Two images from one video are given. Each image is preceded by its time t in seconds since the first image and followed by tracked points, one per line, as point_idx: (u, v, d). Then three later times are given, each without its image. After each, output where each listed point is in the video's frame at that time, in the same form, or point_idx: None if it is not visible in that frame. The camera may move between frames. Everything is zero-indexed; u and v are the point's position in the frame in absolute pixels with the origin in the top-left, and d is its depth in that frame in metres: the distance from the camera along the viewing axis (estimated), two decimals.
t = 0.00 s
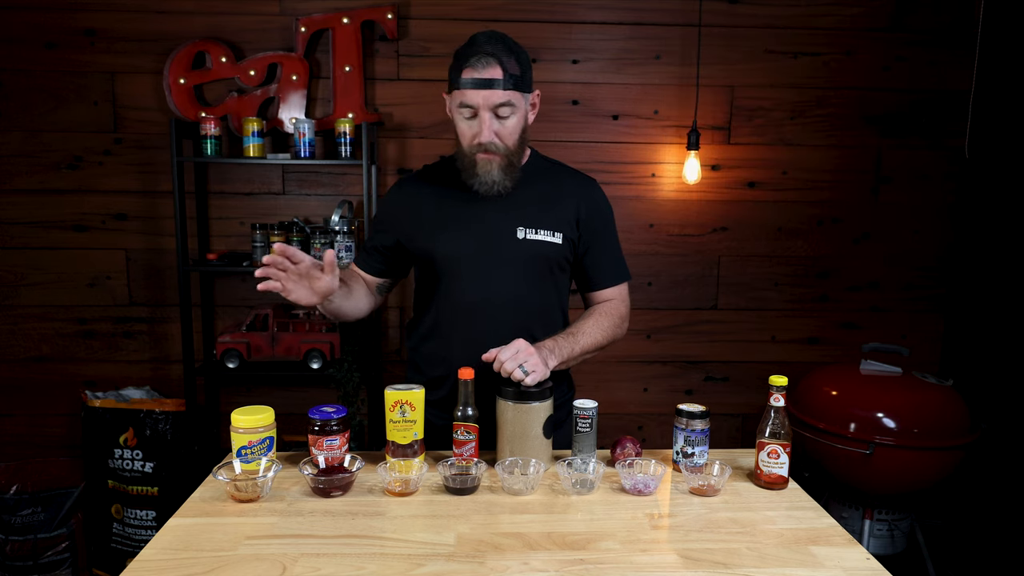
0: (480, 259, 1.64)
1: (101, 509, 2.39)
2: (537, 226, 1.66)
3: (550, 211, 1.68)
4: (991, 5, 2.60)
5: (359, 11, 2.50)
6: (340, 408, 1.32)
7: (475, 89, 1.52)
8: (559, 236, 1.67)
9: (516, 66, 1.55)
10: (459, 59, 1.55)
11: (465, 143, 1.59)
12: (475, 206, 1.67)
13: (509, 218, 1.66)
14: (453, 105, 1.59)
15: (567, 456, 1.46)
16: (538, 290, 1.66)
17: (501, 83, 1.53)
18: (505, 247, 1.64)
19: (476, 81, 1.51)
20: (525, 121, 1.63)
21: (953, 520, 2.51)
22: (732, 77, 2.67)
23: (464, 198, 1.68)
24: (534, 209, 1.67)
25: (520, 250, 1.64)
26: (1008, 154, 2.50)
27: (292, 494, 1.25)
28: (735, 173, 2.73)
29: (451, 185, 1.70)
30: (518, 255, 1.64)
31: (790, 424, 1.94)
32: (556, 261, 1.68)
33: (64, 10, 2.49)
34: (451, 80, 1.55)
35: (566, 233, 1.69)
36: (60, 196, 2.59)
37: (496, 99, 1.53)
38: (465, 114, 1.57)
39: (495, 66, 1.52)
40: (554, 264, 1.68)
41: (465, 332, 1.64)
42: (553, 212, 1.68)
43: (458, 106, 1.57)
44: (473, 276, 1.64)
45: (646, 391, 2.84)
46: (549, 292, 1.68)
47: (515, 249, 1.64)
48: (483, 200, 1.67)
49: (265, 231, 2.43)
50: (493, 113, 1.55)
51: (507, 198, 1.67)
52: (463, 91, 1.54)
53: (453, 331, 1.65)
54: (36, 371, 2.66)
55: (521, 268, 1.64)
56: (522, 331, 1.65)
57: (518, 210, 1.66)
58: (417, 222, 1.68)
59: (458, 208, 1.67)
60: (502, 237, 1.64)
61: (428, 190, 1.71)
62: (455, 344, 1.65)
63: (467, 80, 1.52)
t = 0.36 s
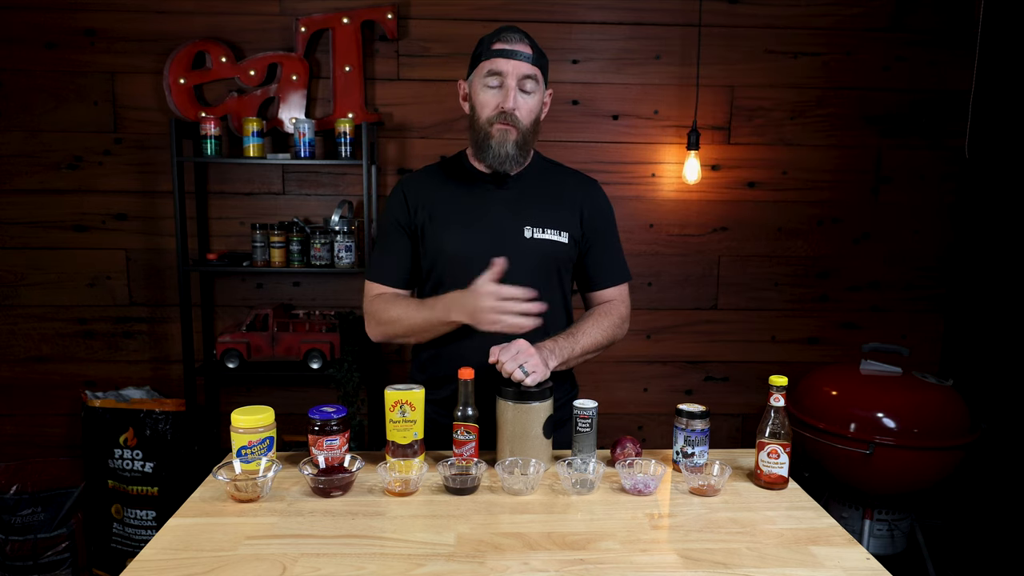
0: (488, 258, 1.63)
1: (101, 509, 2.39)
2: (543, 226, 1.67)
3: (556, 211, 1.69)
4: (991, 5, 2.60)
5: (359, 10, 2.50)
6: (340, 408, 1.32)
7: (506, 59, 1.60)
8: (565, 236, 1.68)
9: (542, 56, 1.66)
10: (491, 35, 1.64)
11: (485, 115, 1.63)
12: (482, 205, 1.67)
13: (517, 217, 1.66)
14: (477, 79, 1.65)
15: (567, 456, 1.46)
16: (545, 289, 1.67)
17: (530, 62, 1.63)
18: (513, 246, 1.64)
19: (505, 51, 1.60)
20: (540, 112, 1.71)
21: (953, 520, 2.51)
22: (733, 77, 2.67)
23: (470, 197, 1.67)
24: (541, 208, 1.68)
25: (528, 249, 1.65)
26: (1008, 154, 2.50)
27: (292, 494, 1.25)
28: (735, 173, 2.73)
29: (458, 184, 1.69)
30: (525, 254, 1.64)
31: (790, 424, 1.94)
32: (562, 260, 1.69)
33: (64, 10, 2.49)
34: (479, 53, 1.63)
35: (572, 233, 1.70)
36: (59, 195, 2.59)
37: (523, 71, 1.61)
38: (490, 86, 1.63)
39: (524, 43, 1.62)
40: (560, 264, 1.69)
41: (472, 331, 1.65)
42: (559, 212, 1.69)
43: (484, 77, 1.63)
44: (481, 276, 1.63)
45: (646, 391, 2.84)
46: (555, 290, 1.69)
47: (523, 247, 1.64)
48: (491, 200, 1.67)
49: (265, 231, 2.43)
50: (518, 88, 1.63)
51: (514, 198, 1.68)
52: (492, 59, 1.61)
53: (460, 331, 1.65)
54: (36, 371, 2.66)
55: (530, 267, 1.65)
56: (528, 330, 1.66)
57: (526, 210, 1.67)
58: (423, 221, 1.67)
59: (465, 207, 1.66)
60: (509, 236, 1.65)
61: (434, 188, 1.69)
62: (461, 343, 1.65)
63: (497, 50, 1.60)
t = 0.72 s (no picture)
0: (491, 255, 1.64)
1: (101, 509, 2.39)
2: (546, 224, 1.67)
3: (558, 209, 1.69)
4: (991, 5, 2.60)
5: (359, 10, 2.50)
6: (340, 408, 1.32)
7: (521, 54, 1.62)
8: (568, 234, 1.69)
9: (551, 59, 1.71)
10: (505, 32, 1.67)
11: (498, 106, 1.63)
12: (485, 203, 1.67)
13: (521, 215, 1.66)
14: (489, 72, 1.66)
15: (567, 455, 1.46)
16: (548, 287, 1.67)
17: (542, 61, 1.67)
18: (518, 244, 1.65)
19: (521, 46, 1.63)
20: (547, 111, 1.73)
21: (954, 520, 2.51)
22: (733, 77, 2.67)
23: (473, 196, 1.67)
24: (544, 206, 1.68)
25: (532, 247, 1.65)
26: (1008, 154, 2.50)
27: (292, 494, 1.25)
28: (735, 173, 2.73)
29: (460, 182, 1.69)
30: (530, 252, 1.65)
31: (790, 424, 1.94)
32: (565, 258, 1.69)
33: (63, 10, 2.49)
34: (493, 47, 1.65)
35: (574, 231, 1.71)
36: (59, 195, 2.59)
37: (537, 68, 1.64)
38: (503, 79, 1.65)
39: (537, 44, 1.67)
40: (563, 262, 1.69)
41: (474, 330, 1.65)
42: (561, 210, 1.70)
43: (498, 70, 1.65)
44: (486, 275, 1.63)
45: (646, 391, 2.84)
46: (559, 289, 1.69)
47: (527, 245, 1.65)
48: (493, 198, 1.67)
49: (265, 231, 2.43)
50: (531, 83, 1.65)
51: (517, 196, 1.68)
52: (507, 53, 1.63)
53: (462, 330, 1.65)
54: (36, 371, 2.66)
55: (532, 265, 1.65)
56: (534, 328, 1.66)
57: (528, 208, 1.67)
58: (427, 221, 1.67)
59: (468, 205, 1.66)
60: (514, 234, 1.65)
61: (436, 187, 1.69)
62: (463, 342, 1.65)
63: (513, 45, 1.63)
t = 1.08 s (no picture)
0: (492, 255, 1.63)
1: (101, 509, 2.39)
2: (547, 224, 1.67)
3: (558, 209, 1.69)
4: (991, 5, 2.60)
5: (359, 10, 2.50)
6: (340, 408, 1.32)
7: (522, 55, 1.62)
8: (568, 234, 1.69)
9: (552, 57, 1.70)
10: (505, 32, 1.66)
11: (502, 107, 1.63)
12: (486, 204, 1.67)
13: (521, 216, 1.66)
14: (491, 73, 1.66)
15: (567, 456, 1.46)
16: (549, 287, 1.66)
17: (544, 60, 1.66)
18: (518, 244, 1.64)
19: (522, 47, 1.62)
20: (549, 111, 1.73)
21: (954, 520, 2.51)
22: (732, 77, 2.67)
23: (474, 197, 1.68)
24: (545, 206, 1.69)
25: (532, 247, 1.65)
26: (1008, 154, 2.50)
27: (292, 494, 1.25)
28: (735, 173, 2.73)
29: (460, 183, 1.70)
30: (531, 252, 1.64)
31: (790, 424, 1.94)
32: (565, 258, 1.69)
33: (63, 10, 2.49)
34: (494, 48, 1.64)
35: (575, 231, 1.70)
36: (59, 195, 2.59)
37: (539, 69, 1.64)
38: (506, 80, 1.64)
39: (538, 44, 1.66)
40: (564, 262, 1.69)
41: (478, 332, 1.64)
42: (562, 210, 1.70)
43: (499, 72, 1.64)
44: (487, 275, 1.63)
45: (646, 391, 2.84)
46: (560, 288, 1.68)
47: (528, 245, 1.64)
48: (493, 198, 1.68)
49: (265, 231, 2.43)
50: (534, 83, 1.65)
51: (518, 197, 1.68)
52: (508, 55, 1.63)
53: (463, 331, 1.64)
54: (36, 371, 2.66)
55: (533, 264, 1.64)
56: (535, 329, 1.64)
57: (528, 207, 1.67)
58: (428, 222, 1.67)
59: (468, 206, 1.67)
60: (514, 235, 1.65)
61: (436, 189, 1.69)
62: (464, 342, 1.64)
63: (514, 46, 1.62)
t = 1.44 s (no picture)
0: (490, 256, 1.63)
1: (101, 509, 2.39)
2: (545, 225, 1.67)
3: (557, 210, 1.69)
4: (991, 5, 2.60)
5: (359, 10, 2.50)
6: (340, 408, 1.32)
7: (518, 58, 1.61)
8: (566, 235, 1.68)
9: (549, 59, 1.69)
10: (503, 33, 1.65)
11: (495, 110, 1.64)
12: (484, 205, 1.67)
13: (519, 217, 1.66)
14: (487, 75, 1.66)
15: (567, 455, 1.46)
16: (547, 288, 1.66)
17: (541, 62, 1.65)
18: (516, 245, 1.64)
19: (518, 50, 1.61)
20: (546, 113, 1.73)
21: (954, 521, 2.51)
22: (732, 77, 2.67)
23: (472, 198, 1.68)
24: (543, 207, 1.68)
25: (530, 248, 1.65)
26: (1008, 154, 2.50)
27: (292, 494, 1.25)
28: (735, 174, 2.73)
29: (459, 184, 1.70)
30: (528, 253, 1.64)
31: (790, 424, 1.94)
32: (564, 259, 1.69)
33: (63, 10, 2.49)
34: (491, 50, 1.64)
35: (573, 232, 1.70)
36: (59, 195, 2.59)
37: (534, 72, 1.63)
38: (501, 83, 1.64)
39: (535, 46, 1.65)
40: (562, 263, 1.68)
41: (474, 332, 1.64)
42: (560, 211, 1.69)
43: (495, 74, 1.64)
44: (484, 276, 1.63)
45: (646, 391, 2.84)
46: (558, 289, 1.68)
47: (525, 246, 1.64)
48: (492, 199, 1.68)
49: (265, 231, 2.43)
50: (529, 87, 1.64)
51: (516, 198, 1.68)
52: (504, 58, 1.62)
53: (462, 331, 1.64)
54: (36, 371, 2.66)
55: (531, 266, 1.64)
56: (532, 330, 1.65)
57: (527, 208, 1.67)
58: (426, 222, 1.68)
59: (467, 207, 1.67)
60: (512, 236, 1.65)
61: (434, 189, 1.70)
62: (462, 343, 1.64)
63: (510, 49, 1.61)
